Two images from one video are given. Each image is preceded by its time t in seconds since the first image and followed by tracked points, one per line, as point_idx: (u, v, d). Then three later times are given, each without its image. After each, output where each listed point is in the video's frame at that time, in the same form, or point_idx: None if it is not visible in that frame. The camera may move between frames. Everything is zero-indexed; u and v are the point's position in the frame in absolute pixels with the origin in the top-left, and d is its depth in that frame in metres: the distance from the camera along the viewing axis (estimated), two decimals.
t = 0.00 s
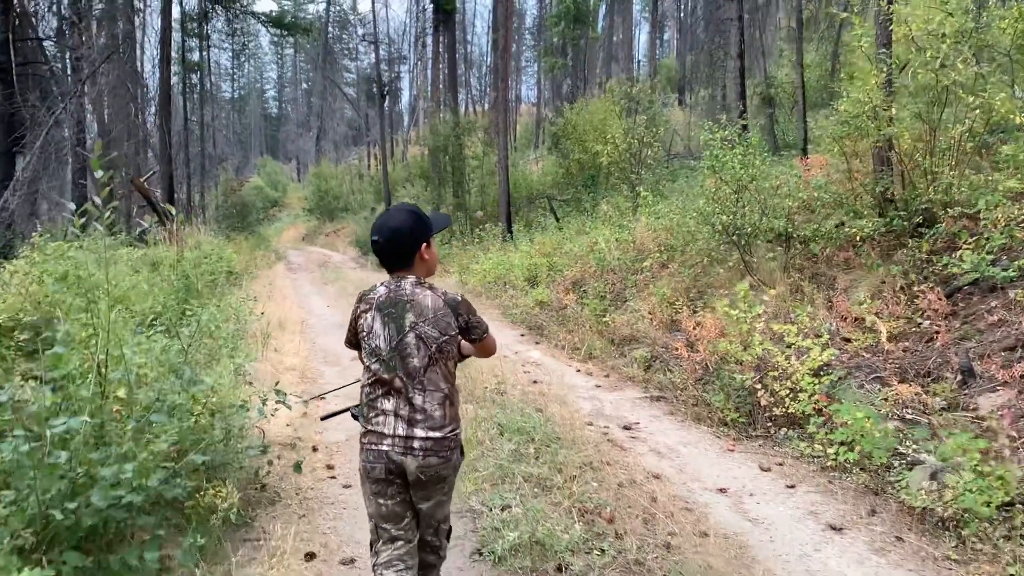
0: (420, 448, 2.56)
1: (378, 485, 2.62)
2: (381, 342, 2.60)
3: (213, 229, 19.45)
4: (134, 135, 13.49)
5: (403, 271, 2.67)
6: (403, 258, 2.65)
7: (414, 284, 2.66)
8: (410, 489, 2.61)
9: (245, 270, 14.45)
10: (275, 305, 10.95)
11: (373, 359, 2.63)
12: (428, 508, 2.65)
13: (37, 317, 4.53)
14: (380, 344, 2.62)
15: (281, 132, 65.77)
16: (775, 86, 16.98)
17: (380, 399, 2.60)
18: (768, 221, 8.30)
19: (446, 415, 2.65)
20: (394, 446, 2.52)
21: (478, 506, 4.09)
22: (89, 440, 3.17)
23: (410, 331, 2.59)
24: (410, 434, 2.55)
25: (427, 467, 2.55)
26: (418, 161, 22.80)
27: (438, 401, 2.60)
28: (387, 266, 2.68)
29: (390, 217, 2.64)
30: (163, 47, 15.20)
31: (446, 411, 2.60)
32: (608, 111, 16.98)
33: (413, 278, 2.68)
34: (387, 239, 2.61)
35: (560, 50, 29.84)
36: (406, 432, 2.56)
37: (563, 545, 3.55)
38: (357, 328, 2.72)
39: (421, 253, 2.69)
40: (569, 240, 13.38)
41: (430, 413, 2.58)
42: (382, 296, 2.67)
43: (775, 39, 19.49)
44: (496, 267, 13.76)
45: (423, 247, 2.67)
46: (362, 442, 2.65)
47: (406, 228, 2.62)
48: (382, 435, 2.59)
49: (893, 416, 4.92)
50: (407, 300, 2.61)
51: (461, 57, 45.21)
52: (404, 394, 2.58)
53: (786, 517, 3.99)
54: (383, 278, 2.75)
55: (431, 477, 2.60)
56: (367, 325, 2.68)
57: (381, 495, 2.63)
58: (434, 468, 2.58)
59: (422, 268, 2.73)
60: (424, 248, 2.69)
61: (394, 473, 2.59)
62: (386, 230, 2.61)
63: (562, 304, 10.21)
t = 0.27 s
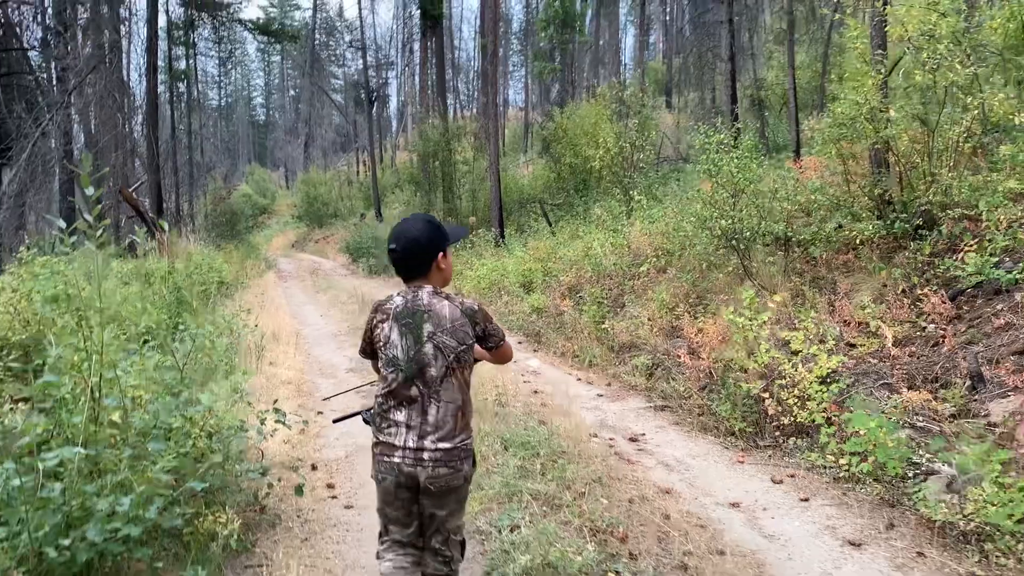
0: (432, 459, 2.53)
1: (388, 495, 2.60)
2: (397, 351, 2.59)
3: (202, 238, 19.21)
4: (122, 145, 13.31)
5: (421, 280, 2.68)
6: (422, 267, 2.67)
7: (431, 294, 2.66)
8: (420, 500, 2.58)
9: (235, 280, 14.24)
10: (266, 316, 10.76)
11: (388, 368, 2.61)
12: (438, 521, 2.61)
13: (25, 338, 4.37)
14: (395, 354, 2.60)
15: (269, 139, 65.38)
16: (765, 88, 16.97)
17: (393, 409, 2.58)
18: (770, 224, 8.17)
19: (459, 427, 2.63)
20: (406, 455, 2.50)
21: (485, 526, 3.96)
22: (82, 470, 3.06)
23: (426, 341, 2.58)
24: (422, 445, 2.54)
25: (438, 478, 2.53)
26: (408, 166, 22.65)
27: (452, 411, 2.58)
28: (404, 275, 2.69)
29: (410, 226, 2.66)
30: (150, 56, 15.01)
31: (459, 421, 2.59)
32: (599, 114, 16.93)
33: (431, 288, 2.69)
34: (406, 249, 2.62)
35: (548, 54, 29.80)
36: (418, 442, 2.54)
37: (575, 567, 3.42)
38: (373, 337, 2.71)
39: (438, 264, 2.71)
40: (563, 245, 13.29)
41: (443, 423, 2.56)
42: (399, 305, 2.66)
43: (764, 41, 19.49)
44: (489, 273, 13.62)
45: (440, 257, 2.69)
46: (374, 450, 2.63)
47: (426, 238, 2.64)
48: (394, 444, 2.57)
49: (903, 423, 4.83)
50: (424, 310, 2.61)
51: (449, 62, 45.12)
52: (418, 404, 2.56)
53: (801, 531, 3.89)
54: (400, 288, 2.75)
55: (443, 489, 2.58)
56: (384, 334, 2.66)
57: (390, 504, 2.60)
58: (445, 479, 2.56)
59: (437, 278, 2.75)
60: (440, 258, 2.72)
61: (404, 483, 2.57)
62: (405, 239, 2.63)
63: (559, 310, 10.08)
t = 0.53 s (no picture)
0: (435, 461, 2.45)
1: (392, 496, 2.53)
2: (403, 354, 2.49)
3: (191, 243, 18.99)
4: (110, 150, 13.12)
5: (427, 283, 2.57)
6: (427, 270, 2.55)
7: (438, 296, 2.55)
8: (424, 500, 2.51)
9: (225, 285, 14.04)
10: (258, 322, 10.59)
11: (393, 370, 2.52)
12: (443, 523, 2.53)
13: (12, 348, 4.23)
14: (402, 356, 2.50)
15: (257, 143, 65.00)
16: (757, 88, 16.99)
17: (397, 411, 2.50)
18: (768, 225, 8.10)
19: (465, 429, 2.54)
20: (409, 458, 2.42)
21: (489, 538, 3.84)
22: (75, 486, 2.93)
23: (433, 344, 2.48)
24: (426, 447, 2.45)
25: (441, 480, 2.44)
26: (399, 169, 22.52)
27: (457, 414, 2.49)
28: (410, 277, 2.58)
29: (414, 227, 2.55)
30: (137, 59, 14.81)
31: (464, 423, 2.50)
32: (591, 116, 16.88)
33: (437, 290, 2.57)
34: (411, 251, 2.50)
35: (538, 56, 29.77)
36: (422, 444, 2.46)
37: None
38: (379, 339, 2.62)
39: (444, 264, 2.59)
40: (557, 247, 13.20)
41: (447, 425, 2.46)
42: (405, 308, 2.55)
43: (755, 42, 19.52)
44: (483, 276, 13.51)
45: (445, 258, 2.58)
46: (378, 449, 2.56)
47: (432, 240, 2.52)
48: (398, 446, 2.49)
49: (912, 425, 4.76)
50: (430, 311, 2.51)
51: (438, 64, 45.02)
52: (423, 407, 2.47)
53: (814, 538, 3.80)
54: (407, 290, 2.65)
55: (448, 491, 2.49)
56: (391, 337, 2.57)
57: (394, 502, 2.54)
58: (450, 482, 2.47)
59: (444, 280, 2.64)
60: (446, 260, 2.60)
61: (408, 484, 2.50)
62: (410, 241, 2.50)
63: (555, 313, 9.98)
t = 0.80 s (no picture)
0: (432, 464, 2.44)
1: (389, 500, 2.51)
2: (397, 360, 2.45)
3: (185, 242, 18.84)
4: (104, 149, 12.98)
5: (418, 289, 2.53)
6: (418, 276, 2.51)
7: (430, 301, 2.51)
8: (421, 502, 2.49)
9: (219, 285, 13.91)
10: (253, 322, 10.48)
11: (387, 376, 2.49)
12: (440, 526, 2.52)
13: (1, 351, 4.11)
14: (395, 362, 2.47)
15: (250, 142, 64.72)
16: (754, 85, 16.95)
17: (392, 416, 2.47)
18: (768, 223, 8.03)
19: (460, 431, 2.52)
20: (405, 462, 2.41)
21: (491, 542, 3.76)
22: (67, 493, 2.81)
23: (427, 349, 2.45)
24: (422, 451, 2.43)
25: (439, 482, 2.43)
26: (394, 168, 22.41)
27: (451, 418, 2.46)
28: (401, 282, 2.53)
29: (404, 233, 2.50)
30: (130, 58, 14.65)
31: (459, 426, 2.48)
32: (588, 113, 16.81)
33: (429, 296, 2.53)
34: (403, 257, 2.47)
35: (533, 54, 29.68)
36: (418, 448, 2.44)
37: None
38: (372, 344, 2.58)
39: (435, 269, 2.55)
40: (554, 245, 13.13)
41: (443, 429, 2.45)
42: (397, 313, 2.51)
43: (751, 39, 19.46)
44: (479, 275, 13.43)
45: (437, 263, 2.54)
46: (373, 454, 2.53)
47: (423, 247, 2.48)
48: (394, 450, 2.47)
49: (918, 424, 4.70)
50: (423, 317, 2.47)
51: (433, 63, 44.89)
52: (418, 411, 2.45)
53: (823, 542, 3.72)
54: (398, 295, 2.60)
55: (444, 493, 2.48)
56: (383, 342, 2.53)
57: (390, 506, 2.53)
58: (448, 483, 2.46)
59: (435, 285, 2.60)
60: (437, 265, 2.56)
61: (404, 488, 2.48)
62: (401, 248, 2.46)
63: (553, 312, 9.90)
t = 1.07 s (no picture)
0: (416, 447, 2.48)
1: (378, 487, 2.57)
2: (374, 347, 2.51)
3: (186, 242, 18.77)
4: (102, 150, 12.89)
5: (390, 277, 2.59)
6: (389, 264, 2.57)
7: (403, 288, 2.57)
8: (409, 489, 2.54)
9: (220, 286, 13.84)
10: (254, 322, 10.40)
11: (367, 364, 2.55)
12: (430, 512, 2.56)
13: None
14: (373, 349, 2.53)
15: (250, 141, 64.65)
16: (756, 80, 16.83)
17: (374, 404, 2.53)
18: (774, 218, 7.91)
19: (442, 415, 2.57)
20: (389, 447, 2.46)
21: (497, 547, 3.68)
22: (58, 502, 2.71)
23: (402, 334, 2.49)
24: (405, 436, 2.48)
25: (424, 465, 2.48)
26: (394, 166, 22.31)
27: (432, 401, 2.51)
28: (373, 273, 2.59)
29: (372, 225, 2.57)
30: (128, 58, 14.54)
31: (441, 409, 2.52)
32: (589, 110, 16.71)
33: (401, 283, 2.59)
34: (371, 248, 2.53)
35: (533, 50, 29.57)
36: (400, 433, 2.49)
37: None
38: (352, 335, 2.64)
39: (405, 258, 2.61)
40: (555, 243, 13.05)
41: (424, 413, 2.50)
42: (372, 302, 2.57)
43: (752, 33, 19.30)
44: (481, 273, 13.34)
45: (406, 252, 2.60)
46: (359, 444, 2.59)
47: (391, 236, 2.55)
48: (377, 437, 2.53)
49: (930, 422, 4.57)
50: (397, 303, 2.52)
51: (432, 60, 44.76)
52: (398, 397, 2.50)
53: (836, 544, 3.63)
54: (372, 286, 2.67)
55: (431, 477, 2.52)
56: (360, 332, 2.59)
57: (379, 495, 2.59)
58: (433, 466, 2.49)
59: (408, 273, 2.66)
60: (407, 254, 2.62)
61: (391, 475, 2.53)
62: (370, 239, 2.53)
63: (556, 310, 9.81)
